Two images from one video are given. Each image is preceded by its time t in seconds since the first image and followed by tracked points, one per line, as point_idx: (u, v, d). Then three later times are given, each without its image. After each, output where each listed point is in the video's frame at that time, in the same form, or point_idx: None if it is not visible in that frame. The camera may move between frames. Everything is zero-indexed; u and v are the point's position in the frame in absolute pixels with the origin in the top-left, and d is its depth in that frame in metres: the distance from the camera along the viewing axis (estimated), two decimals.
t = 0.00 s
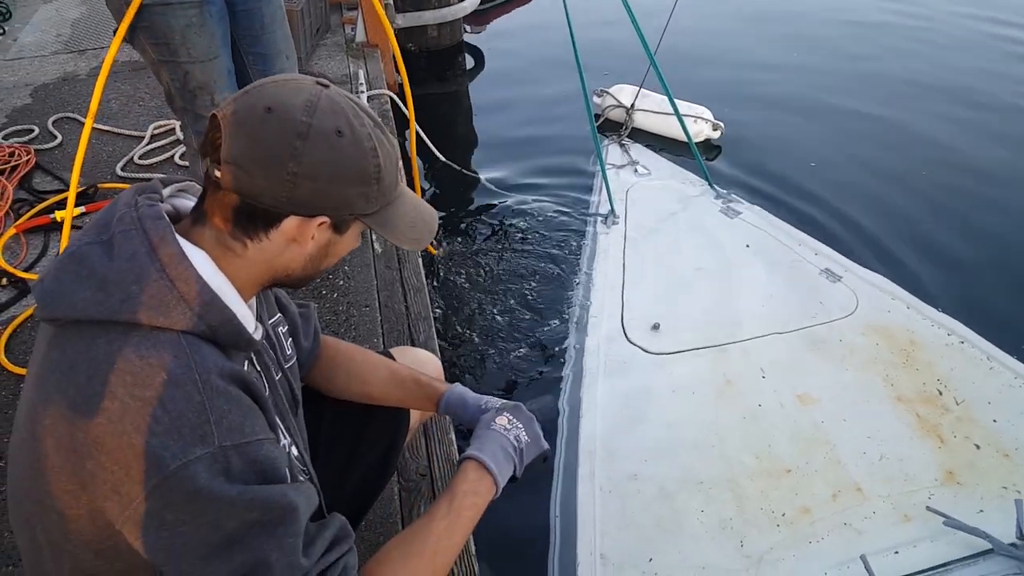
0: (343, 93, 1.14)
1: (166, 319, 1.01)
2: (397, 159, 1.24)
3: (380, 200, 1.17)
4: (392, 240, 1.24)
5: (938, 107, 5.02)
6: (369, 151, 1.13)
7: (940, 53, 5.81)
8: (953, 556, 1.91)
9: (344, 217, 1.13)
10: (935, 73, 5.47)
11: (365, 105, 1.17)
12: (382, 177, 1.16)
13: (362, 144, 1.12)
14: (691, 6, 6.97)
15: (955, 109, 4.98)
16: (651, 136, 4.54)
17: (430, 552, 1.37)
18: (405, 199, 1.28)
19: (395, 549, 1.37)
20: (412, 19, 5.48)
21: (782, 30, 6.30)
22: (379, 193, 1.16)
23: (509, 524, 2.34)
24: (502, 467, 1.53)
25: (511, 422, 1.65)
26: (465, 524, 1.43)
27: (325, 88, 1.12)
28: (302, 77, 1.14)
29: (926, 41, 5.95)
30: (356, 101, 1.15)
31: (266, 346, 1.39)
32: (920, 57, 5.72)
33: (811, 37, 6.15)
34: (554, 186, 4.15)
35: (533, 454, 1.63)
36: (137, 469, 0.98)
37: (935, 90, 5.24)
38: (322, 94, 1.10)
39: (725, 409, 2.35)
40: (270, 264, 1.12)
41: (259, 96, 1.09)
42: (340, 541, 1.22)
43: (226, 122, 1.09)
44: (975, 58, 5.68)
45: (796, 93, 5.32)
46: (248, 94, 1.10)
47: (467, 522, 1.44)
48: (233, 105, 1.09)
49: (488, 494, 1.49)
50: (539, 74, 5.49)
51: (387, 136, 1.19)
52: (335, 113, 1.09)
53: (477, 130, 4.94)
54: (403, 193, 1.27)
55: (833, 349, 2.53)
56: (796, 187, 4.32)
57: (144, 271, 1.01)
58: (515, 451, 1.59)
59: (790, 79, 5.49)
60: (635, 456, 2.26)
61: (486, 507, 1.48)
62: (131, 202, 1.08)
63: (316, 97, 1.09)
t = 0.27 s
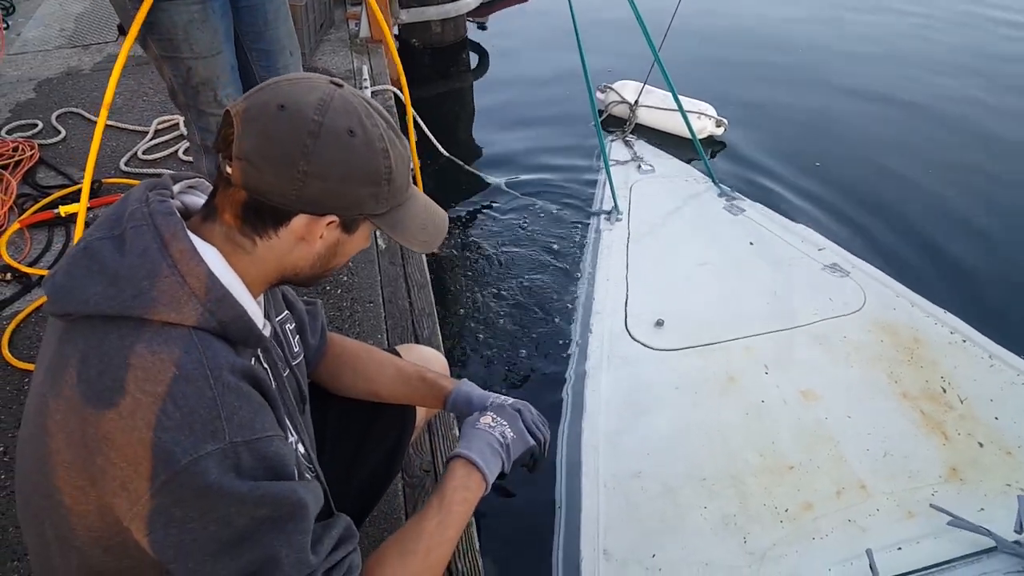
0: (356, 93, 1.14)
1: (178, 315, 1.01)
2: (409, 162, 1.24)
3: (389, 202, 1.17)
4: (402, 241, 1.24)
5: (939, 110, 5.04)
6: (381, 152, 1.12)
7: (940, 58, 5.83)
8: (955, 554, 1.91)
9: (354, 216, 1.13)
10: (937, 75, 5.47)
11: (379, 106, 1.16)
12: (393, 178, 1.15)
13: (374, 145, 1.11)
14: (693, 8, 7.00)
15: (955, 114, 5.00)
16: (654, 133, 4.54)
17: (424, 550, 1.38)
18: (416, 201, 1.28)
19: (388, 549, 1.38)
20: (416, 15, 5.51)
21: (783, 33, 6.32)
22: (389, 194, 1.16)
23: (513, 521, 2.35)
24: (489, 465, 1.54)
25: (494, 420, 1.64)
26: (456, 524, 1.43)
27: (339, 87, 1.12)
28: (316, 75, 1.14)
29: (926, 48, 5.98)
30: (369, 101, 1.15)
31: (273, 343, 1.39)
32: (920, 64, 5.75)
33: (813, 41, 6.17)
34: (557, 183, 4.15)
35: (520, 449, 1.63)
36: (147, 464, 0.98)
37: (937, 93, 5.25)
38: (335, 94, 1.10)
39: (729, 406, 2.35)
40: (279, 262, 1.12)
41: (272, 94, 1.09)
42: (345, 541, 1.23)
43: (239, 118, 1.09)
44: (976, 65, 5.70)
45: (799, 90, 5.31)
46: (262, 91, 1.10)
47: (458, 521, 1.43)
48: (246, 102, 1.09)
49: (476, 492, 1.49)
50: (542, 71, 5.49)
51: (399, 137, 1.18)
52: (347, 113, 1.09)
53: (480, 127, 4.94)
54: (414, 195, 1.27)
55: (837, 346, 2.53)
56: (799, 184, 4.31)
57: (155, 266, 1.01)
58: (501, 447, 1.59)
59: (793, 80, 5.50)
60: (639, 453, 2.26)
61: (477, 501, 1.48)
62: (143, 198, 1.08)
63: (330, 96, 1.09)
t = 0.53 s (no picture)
0: (367, 91, 1.14)
1: (185, 308, 1.02)
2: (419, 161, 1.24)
3: (397, 200, 1.17)
4: (409, 240, 1.24)
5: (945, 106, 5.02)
6: (389, 150, 1.12)
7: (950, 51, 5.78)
8: (959, 552, 1.91)
9: (360, 214, 1.14)
10: (946, 69, 5.43)
11: (389, 104, 1.16)
12: (401, 177, 1.15)
13: (382, 143, 1.11)
14: (699, 5, 6.99)
15: (963, 108, 4.97)
16: (659, 129, 4.54)
17: (429, 546, 1.38)
18: (425, 200, 1.28)
19: (392, 544, 1.38)
20: (421, 11, 5.54)
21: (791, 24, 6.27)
22: (397, 193, 1.16)
23: (516, 516, 2.36)
24: (493, 459, 1.54)
25: (500, 416, 1.65)
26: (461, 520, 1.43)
27: (349, 85, 1.12)
28: (327, 73, 1.14)
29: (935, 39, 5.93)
30: (379, 99, 1.15)
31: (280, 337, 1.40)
32: (927, 61, 5.72)
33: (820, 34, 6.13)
34: (562, 180, 4.15)
35: (524, 445, 1.64)
36: (154, 457, 0.99)
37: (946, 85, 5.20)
38: (345, 91, 1.10)
39: (732, 404, 2.35)
40: (286, 258, 1.12)
41: (282, 91, 1.09)
42: (351, 535, 1.23)
43: (249, 113, 1.10)
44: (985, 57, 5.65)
45: (804, 87, 5.30)
46: (272, 87, 1.10)
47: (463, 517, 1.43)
48: (257, 97, 1.10)
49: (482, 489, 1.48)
50: (547, 66, 5.49)
51: (408, 136, 1.18)
52: (356, 111, 1.09)
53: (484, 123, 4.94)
54: (422, 193, 1.27)
55: (841, 344, 2.53)
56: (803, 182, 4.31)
57: (163, 260, 1.02)
58: (506, 443, 1.59)
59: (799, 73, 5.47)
60: (642, 450, 2.26)
61: (483, 497, 1.48)
62: (151, 192, 1.09)
63: (339, 93, 1.09)
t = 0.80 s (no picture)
0: (369, 90, 1.15)
1: (189, 303, 1.02)
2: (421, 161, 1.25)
3: (398, 199, 1.18)
4: (410, 239, 1.25)
5: (950, 112, 5.03)
6: (390, 149, 1.13)
7: (952, 62, 5.81)
8: (961, 555, 1.91)
9: (360, 212, 1.14)
10: (948, 83, 5.48)
11: (392, 104, 1.17)
12: (402, 176, 1.16)
13: (384, 142, 1.12)
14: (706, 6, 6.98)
15: (967, 118, 4.99)
16: (664, 129, 4.54)
17: (427, 543, 1.39)
18: (428, 200, 1.29)
19: (391, 541, 1.39)
20: (428, 8, 5.56)
21: (794, 39, 6.34)
22: (397, 192, 1.16)
23: (517, 515, 2.37)
24: (499, 459, 1.53)
25: (514, 416, 1.65)
26: (461, 518, 1.43)
27: (352, 83, 1.13)
28: (331, 71, 1.15)
29: (938, 52, 5.97)
30: (382, 98, 1.16)
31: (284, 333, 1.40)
32: (932, 66, 5.73)
33: (824, 45, 6.17)
34: (566, 180, 4.16)
35: (533, 451, 1.63)
36: (158, 450, 0.99)
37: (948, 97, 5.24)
38: (348, 90, 1.11)
39: (735, 405, 2.35)
40: (286, 255, 1.13)
41: (285, 88, 1.10)
42: (346, 535, 1.25)
43: (252, 110, 1.11)
44: (988, 68, 5.68)
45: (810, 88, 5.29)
46: (275, 84, 1.11)
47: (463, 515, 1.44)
48: (260, 95, 1.11)
49: (484, 488, 1.49)
50: (553, 65, 5.49)
51: (410, 136, 1.19)
52: (358, 110, 1.10)
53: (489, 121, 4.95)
54: (424, 193, 1.28)
55: (844, 345, 2.53)
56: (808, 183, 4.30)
57: (168, 254, 1.03)
58: (514, 446, 1.59)
59: (803, 85, 5.52)
60: (645, 449, 2.27)
61: (485, 496, 1.49)
62: (157, 187, 1.10)
63: (342, 91, 1.10)
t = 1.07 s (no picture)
0: (364, 82, 1.14)
1: (188, 300, 1.02)
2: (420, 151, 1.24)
3: (398, 192, 1.17)
4: (410, 230, 1.25)
5: (957, 107, 4.98)
6: (388, 142, 1.13)
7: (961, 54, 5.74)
8: (963, 554, 1.91)
9: (360, 207, 1.14)
10: (957, 75, 5.42)
11: (387, 95, 1.16)
12: (401, 168, 1.16)
13: (381, 136, 1.12)
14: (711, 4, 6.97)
15: (975, 112, 4.94)
16: (668, 128, 4.53)
17: (423, 542, 1.39)
18: (428, 189, 1.29)
19: (388, 540, 1.39)
20: (432, 8, 5.56)
21: (800, 29, 6.27)
22: (396, 185, 1.16)
23: (520, 513, 2.36)
24: (496, 458, 1.52)
25: (515, 415, 1.62)
26: (458, 516, 1.43)
27: (347, 77, 1.12)
28: (325, 64, 1.15)
29: (947, 44, 5.90)
30: (376, 90, 1.15)
31: (284, 330, 1.40)
32: (940, 59, 5.67)
33: (831, 37, 6.11)
34: (570, 178, 4.16)
35: (527, 452, 1.62)
36: (155, 447, 1.00)
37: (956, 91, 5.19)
38: (342, 84, 1.10)
39: (738, 403, 2.35)
40: (288, 253, 1.13)
41: (280, 84, 1.09)
42: (343, 533, 1.23)
43: (248, 107, 1.11)
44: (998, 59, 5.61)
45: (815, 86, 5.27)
46: (270, 81, 1.11)
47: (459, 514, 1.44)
48: (255, 92, 1.11)
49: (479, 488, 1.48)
50: (557, 63, 5.49)
51: (407, 126, 1.18)
52: (353, 104, 1.09)
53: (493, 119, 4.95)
54: (424, 183, 1.27)
55: (848, 344, 2.52)
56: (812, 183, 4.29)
57: (168, 252, 1.03)
58: (511, 447, 1.58)
59: (809, 77, 5.47)
60: (647, 447, 2.26)
61: (480, 495, 1.49)
62: (157, 185, 1.10)
63: (337, 86, 1.10)
